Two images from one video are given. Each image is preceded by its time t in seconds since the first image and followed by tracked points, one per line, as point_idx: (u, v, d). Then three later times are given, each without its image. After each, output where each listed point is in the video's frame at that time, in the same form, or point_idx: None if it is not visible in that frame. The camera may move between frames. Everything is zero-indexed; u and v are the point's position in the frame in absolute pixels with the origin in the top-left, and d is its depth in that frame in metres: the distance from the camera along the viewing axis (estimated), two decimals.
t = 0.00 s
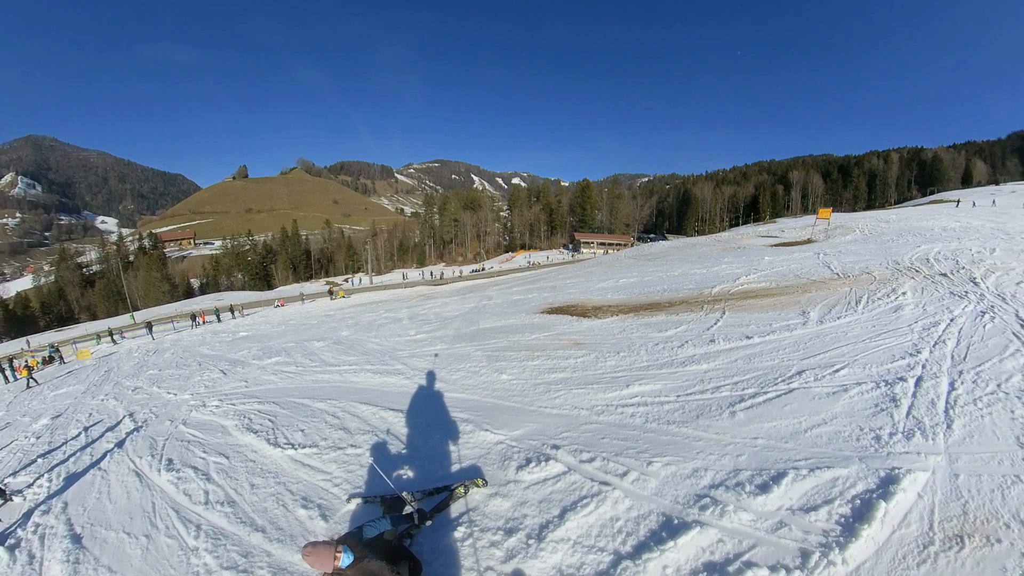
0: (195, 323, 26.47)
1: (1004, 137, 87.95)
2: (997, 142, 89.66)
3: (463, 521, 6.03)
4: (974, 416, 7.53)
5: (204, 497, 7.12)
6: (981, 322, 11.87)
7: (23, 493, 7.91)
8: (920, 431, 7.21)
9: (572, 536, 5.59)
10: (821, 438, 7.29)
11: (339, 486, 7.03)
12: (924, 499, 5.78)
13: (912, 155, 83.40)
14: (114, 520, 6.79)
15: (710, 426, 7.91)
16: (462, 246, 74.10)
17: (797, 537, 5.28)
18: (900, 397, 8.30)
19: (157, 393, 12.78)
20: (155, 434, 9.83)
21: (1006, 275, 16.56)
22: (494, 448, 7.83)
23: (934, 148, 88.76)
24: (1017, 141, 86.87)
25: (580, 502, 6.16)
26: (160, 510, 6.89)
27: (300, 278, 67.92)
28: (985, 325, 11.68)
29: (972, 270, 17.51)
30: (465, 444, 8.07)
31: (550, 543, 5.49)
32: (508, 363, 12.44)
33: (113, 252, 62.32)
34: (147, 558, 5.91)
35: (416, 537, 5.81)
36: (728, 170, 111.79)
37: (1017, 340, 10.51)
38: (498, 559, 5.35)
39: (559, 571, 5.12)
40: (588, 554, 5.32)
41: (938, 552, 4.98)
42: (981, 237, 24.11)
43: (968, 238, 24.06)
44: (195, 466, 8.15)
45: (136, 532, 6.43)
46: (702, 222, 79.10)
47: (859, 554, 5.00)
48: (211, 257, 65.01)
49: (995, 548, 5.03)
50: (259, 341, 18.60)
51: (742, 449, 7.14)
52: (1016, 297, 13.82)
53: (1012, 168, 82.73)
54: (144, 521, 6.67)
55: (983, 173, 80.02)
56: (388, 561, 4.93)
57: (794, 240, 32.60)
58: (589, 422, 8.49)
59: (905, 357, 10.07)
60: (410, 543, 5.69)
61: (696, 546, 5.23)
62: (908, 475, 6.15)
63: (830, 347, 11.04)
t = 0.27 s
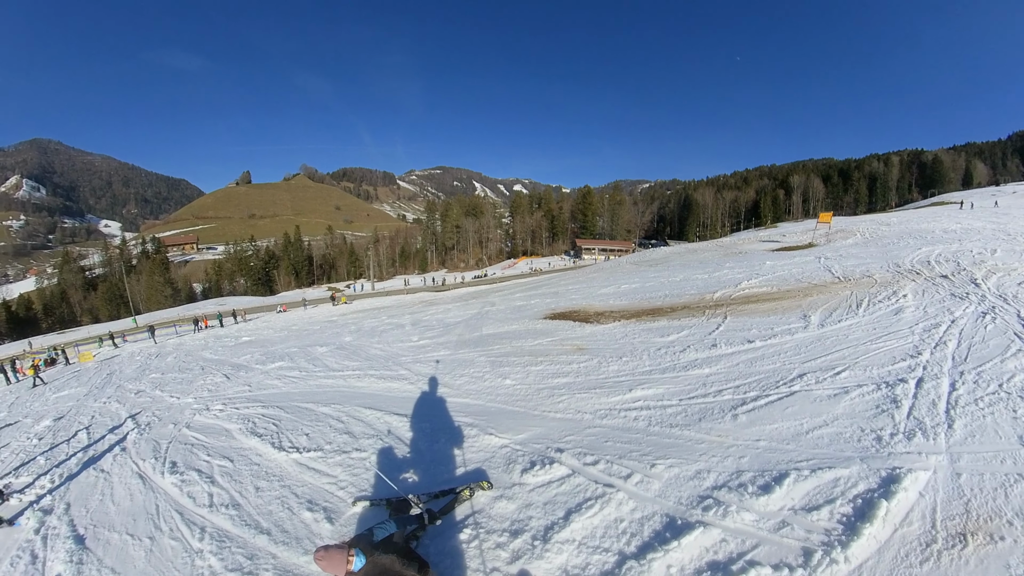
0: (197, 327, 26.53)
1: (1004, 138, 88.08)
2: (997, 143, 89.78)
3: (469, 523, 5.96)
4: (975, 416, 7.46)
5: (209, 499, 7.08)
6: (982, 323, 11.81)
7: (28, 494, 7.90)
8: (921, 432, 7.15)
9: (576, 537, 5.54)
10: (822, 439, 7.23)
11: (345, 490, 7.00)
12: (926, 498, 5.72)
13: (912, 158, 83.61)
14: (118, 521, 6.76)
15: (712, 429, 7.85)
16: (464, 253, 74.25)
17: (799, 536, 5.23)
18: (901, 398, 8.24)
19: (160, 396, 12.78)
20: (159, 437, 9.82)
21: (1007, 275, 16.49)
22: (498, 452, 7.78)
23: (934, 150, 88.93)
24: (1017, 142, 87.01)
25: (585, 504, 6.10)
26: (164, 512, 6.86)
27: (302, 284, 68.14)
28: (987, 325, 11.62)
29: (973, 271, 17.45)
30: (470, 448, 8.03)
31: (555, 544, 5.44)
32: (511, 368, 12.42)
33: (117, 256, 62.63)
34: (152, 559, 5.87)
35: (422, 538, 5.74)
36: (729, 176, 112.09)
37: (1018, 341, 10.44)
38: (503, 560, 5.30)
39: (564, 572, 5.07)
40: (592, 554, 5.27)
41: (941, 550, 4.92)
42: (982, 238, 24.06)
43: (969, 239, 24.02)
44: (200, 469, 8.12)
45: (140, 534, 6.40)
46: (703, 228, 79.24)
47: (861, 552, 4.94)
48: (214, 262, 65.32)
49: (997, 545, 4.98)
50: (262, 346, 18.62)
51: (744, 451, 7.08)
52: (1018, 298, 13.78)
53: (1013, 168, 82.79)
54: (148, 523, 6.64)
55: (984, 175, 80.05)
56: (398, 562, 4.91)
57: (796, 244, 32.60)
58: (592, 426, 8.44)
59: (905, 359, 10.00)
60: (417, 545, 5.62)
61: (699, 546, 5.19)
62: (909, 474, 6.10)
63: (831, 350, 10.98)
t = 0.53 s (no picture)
0: (197, 331, 26.52)
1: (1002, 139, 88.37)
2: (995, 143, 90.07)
3: (470, 529, 5.92)
4: (978, 417, 7.43)
5: (208, 504, 7.04)
6: (983, 324, 11.78)
7: (27, 497, 7.86)
8: (924, 433, 7.11)
9: (579, 542, 5.49)
10: (824, 442, 7.19)
11: (345, 495, 6.96)
12: (929, 500, 5.69)
13: (911, 159, 83.90)
14: (117, 525, 6.72)
15: (714, 433, 7.81)
16: (464, 257, 74.33)
17: (802, 540, 5.19)
18: (903, 399, 8.21)
19: (159, 400, 12.74)
20: (159, 440, 9.79)
21: (1007, 275, 16.48)
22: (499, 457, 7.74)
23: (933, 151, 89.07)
24: (1016, 142, 87.29)
25: (587, 509, 6.06)
26: (163, 517, 6.81)
27: (303, 288, 68.17)
28: (987, 326, 11.60)
29: (973, 272, 17.44)
30: (471, 453, 7.99)
31: (557, 549, 5.40)
32: (512, 373, 12.39)
33: (118, 259, 62.74)
34: (150, 564, 5.83)
35: (423, 544, 5.69)
36: (728, 179, 112.28)
37: (1020, 341, 10.41)
38: (505, 566, 5.25)
39: None
40: (595, 559, 5.23)
41: (945, 552, 4.88)
42: (982, 238, 24.06)
43: (969, 240, 24.03)
44: (199, 474, 8.08)
45: (139, 538, 6.36)
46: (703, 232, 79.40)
47: (866, 555, 4.89)
48: (215, 266, 65.45)
49: (1002, 546, 4.93)
50: (262, 350, 18.59)
51: (747, 454, 7.04)
52: (1020, 298, 13.74)
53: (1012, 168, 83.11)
54: (147, 527, 6.60)
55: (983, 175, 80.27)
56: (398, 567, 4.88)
57: (796, 246, 32.61)
58: (594, 430, 8.41)
59: (907, 361, 9.97)
60: (418, 551, 5.57)
61: (703, 550, 5.14)
62: (912, 476, 6.06)
63: (833, 353, 10.94)
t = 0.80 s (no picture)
0: (196, 333, 26.48)
1: (999, 138, 88.70)
2: (992, 143, 90.42)
3: (471, 536, 5.86)
4: (981, 417, 7.41)
5: (204, 510, 6.99)
6: (984, 323, 11.77)
7: (20, 502, 7.78)
8: (928, 434, 7.09)
9: (583, 548, 5.44)
10: (829, 444, 7.17)
11: (344, 501, 6.92)
12: (934, 502, 5.66)
13: (908, 159, 84.26)
14: (112, 532, 6.65)
15: (717, 436, 7.79)
16: (463, 258, 74.30)
17: (809, 544, 5.16)
18: (907, 400, 8.19)
19: (157, 403, 12.69)
20: (156, 444, 9.74)
21: (1007, 275, 16.48)
22: (501, 462, 7.71)
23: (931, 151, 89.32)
24: (1012, 141, 87.62)
25: (590, 515, 6.02)
26: (158, 522, 6.75)
27: (302, 290, 68.12)
28: (989, 326, 11.59)
29: (973, 272, 17.43)
30: (471, 458, 7.95)
31: (561, 557, 5.35)
32: (513, 375, 12.35)
33: (116, 261, 62.64)
34: (146, 571, 5.78)
35: (422, 552, 5.61)
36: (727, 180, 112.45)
37: (1022, 340, 10.41)
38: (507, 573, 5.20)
39: None
40: (599, 566, 5.20)
41: (951, 554, 4.87)
42: (982, 238, 24.08)
43: (968, 239, 24.06)
44: (195, 478, 8.04)
45: (134, 544, 6.30)
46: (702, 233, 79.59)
47: (873, 559, 4.87)
48: (214, 268, 65.41)
49: (1008, 547, 4.92)
50: (261, 352, 18.54)
51: (751, 457, 7.02)
52: (1020, 297, 13.73)
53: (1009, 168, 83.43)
54: (142, 534, 6.53)
55: (981, 175, 80.52)
56: None
57: (795, 247, 32.64)
58: (596, 434, 8.38)
59: (909, 361, 9.97)
60: (417, 558, 5.48)
61: (709, 556, 5.11)
62: (918, 478, 6.04)
63: (835, 354, 10.93)
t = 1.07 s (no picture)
0: (195, 333, 26.41)
1: (998, 137, 89.12)
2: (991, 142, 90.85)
3: (477, 545, 5.85)
4: (987, 418, 7.44)
5: (204, 517, 6.95)
6: (987, 323, 11.80)
7: (15, 509, 7.74)
8: (934, 435, 7.13)
9: (592, 556, 5.45)
10: (836, 446, 7.19)
11: (346, 507, 6.90)
12: (943, 504, 5.69)
13: (908, 158, 84.73)
14: (109, 539, 6.62)
15: (725, 438, 7.81)
16: (463, 257, 74.27)
17: (820, 548, 5.17)
18: (912, 401, 8.22)
19: (156, 405, 12.65)
20: (154, 448, 9.70)
21: (1008, 274, 16.53)
22: (506, 465, 7.70)
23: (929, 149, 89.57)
24: (1011, 141, 88.01)
25: (598, 520, 6.02)
26: (157, 530, 6.72)
27: (300, 289, 68.01)
28: (992, 326, 11.62)
29: (974, 271, 17.48)
30: (475, 462, 7.93)
31: (569, 565, 5.35)
32: (515, 376, 12.34)
33: (114, 261, 62.45)
34: None
35: (428, 561, 5.56)
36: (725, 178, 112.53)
37: None
38: None
39: None
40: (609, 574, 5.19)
41: (961, 557, 4.90)
42: (982, 237, 24.16)
43: (968, 238, 24.12)
44: (194, 484, 7.99)
45: (133, 553, 6.27)
46: (701, 231, 79.72)
47: (883, 562, 4.89)
48: (212, 267, 65.25)
49: (1016, 550, 4.95)
50: (261, 353, 18.50)
51: (759, 460, 7.03)
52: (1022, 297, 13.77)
53: (1007, 167, 83.88)
54: (141, 542, 6.50)
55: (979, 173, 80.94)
56: None
57: (795, 245, 32.70)
58: (602, 436, 8.38)
59: (914, 361, 9.99)
60: (423, 568, 5.43)
61: (720, 561, 5.13)
62: (926, 480, 6.07)
63: (839, 354, 10.95)
